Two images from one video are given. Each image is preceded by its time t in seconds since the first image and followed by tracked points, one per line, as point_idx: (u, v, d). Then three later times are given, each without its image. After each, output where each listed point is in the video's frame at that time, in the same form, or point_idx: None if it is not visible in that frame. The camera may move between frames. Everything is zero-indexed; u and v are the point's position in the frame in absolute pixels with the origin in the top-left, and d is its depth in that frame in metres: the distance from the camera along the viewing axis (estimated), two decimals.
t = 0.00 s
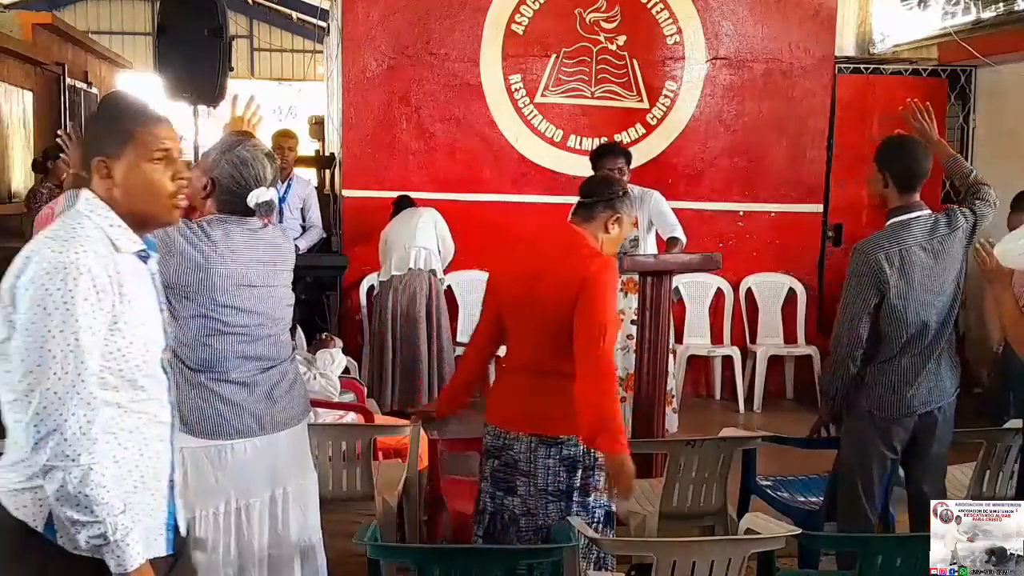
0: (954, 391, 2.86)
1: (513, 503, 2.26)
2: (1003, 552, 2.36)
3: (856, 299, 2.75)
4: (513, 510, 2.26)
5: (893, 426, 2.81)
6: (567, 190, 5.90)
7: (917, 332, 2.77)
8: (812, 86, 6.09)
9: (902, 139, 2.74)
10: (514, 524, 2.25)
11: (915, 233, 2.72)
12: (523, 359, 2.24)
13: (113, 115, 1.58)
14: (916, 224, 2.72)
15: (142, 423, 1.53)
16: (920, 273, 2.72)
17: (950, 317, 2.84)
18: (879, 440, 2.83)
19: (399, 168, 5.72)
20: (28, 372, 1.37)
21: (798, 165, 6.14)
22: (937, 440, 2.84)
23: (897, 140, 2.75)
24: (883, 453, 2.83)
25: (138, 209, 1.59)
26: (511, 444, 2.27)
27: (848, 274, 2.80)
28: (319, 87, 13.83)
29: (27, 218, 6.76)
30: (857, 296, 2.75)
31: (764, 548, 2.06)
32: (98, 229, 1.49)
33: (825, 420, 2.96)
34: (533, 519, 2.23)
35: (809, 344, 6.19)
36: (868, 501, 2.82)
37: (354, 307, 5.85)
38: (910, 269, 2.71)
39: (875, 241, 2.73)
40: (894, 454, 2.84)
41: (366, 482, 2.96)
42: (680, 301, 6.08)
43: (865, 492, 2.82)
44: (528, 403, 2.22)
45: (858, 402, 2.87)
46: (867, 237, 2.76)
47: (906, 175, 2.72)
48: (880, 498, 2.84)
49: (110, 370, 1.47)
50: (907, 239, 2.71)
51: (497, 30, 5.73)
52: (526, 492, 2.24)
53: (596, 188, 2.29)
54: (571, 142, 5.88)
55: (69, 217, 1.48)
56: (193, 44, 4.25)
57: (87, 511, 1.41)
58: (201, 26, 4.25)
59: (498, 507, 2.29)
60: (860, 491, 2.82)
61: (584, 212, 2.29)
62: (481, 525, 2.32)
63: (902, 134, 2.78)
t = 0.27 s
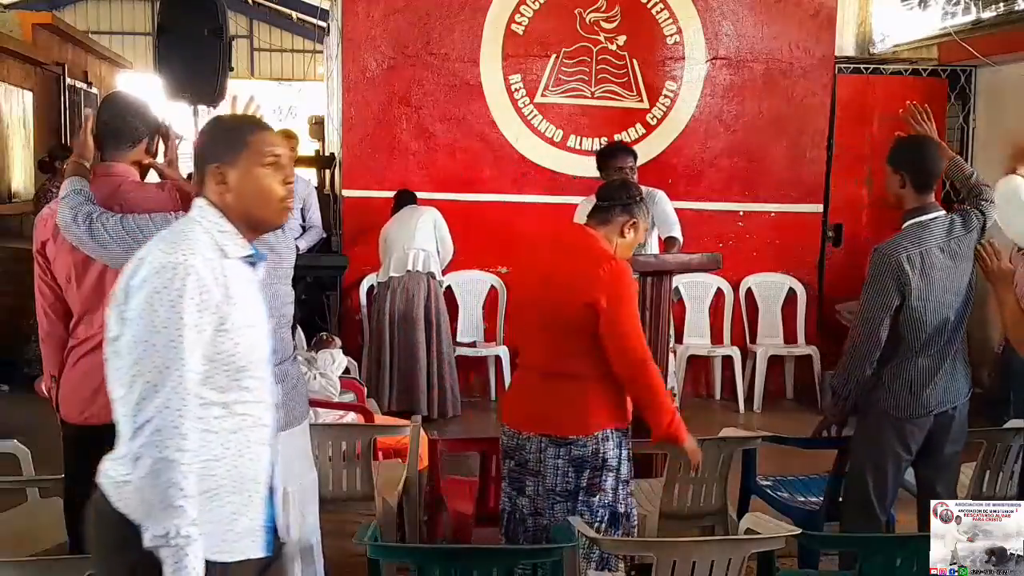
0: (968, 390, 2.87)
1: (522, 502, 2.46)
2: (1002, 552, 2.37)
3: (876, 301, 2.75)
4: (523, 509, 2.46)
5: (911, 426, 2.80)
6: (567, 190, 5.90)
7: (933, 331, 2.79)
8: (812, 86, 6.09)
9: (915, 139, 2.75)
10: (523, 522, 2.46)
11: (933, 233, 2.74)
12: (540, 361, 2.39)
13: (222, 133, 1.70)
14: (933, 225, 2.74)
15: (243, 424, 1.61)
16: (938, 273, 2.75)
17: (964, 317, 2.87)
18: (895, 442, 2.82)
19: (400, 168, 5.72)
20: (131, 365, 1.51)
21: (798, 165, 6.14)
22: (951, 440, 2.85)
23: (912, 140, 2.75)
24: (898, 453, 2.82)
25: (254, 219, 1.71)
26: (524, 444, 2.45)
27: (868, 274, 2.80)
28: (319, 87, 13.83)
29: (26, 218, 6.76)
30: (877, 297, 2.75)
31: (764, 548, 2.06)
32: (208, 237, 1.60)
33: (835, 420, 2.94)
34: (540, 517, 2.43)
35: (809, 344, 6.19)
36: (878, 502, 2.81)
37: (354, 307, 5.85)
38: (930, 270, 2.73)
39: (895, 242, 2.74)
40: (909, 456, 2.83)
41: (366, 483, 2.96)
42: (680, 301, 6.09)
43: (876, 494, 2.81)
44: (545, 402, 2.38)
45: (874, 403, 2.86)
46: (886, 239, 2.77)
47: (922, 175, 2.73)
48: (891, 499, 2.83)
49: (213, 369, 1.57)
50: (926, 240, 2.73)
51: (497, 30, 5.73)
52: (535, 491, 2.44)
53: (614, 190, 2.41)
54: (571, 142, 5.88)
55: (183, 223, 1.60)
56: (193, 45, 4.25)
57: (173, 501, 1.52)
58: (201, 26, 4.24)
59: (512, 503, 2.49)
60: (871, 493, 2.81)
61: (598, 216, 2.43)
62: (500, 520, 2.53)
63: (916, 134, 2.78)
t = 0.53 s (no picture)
0: (969, 390, 2.89)
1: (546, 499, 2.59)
2: (1002, 551, 2.38)
3: (879, 300, 2.74)
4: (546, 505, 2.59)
5: (912, 425, 2.82)
6: (567, 189, 5.90)
7: (936, 331, 2.80)
8: (812, 86, 6.09)
9: (921, 139, 2.76)
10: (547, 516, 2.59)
11: (937, 233, 2.74)
12: (566, 362, 2.49)
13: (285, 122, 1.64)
14: (937, 225, 2.74)
15: (340, 400, 1.52)
16: (943, 274, 2.74)
17: (966, 318, 2.88)
18: (896, 440, 2.83)
19: (400, 168, 5.72)
20: (231, 350, 1.46)
21: (798, 165, 6.14)
22: (951, 441, 2.88)
23: (916, 141, 2.76)
24: (899, 453, 2.83)
25: (333, 195, 1.62)
26: (551, 443, 2.57)
27: (872, 273, 2.79)
28: (319, 87, 13.83)
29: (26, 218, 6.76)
30: (880, 296, 2.74)
31: (764, 548, 2.06)
32: (289, 219, 1.52)
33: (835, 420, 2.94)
34: (564, 514, 2.55)
35: (809, 344, 6.19)
36: (879, 501, 2.82)
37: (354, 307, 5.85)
38: (934, 270, 2.73)
39: (899, 241, 2.73)
40: (911, 455, 2.85)
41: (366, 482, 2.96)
42: (680, 301, 6.09)
43: (878, 494, 2.83)
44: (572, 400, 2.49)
45: (880, 405, 2.85)
46: (890, 238, 2.76)
47: (927, 175, 2.74)
48: (892, 498, 2.84)
49: (311, 351, 1.49)
50: (930, 240, 2.73)
51: (497, 30, 5.73)
52: (558, 489, 2.56)
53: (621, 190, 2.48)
54: (571, 141, 5.88)
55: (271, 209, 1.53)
56: (194, 45, 4.25)
57: (301, 468, 1.46)
58: (202, 26, 4.25)
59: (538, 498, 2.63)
60: (873, 493, 2.82)
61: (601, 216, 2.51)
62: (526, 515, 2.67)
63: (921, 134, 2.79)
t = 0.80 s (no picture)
0: (959, 391, 2.88)
1: (575, 489, 2.59)
2: (1002, 552, 2.38)
3: (869, 299, 2.72)
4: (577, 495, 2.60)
5: (904, 425, 2.81)
6: (566, 189, 5.90)
7: (925, 332, 2.79)
8: (812, 86, 6.09)
9: (912, 139, 2.76)
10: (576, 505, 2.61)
11: (926, 233, 2.74)
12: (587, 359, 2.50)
13: (328, 129, 1.73)
14: (927, 224, 2.74)
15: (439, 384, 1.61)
16: (932, 274, 2.74)
17: (956, 319, 2.87)
18: (885, 440, 2.83)
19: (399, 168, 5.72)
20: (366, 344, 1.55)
21: (798, 165, 6.14)
22: (942, 442, 2.87)
23: (909, 140, 2.76)
24: (891, 453, 2.82)
25: (386, 189, 1.72)
26: (577, 435, 2.56)
27: (862, 273, 2.77)
28: (319, 87, 13.82)
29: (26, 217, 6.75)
30: (870, 295, 2.72)
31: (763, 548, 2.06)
32: (366, 223, 1.63)
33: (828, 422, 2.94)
34: (597, 507, 2.54)
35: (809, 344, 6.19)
36: (872, 502, 2.82)
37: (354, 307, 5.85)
38: (923, 269, 2.72)
39: (887, 241, 2.73)
40: (902, 455, 2.84)
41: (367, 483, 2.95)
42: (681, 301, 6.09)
43: (871, 494, 2.82)
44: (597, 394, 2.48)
45: (870, 406, 2.84)
46: (880, 237, 2.75)
47: (918, 174, 2.73)
48: (885, 499, 2.84)
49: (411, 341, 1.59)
50: (919, 240, 2.72)
51: (497, 30, 5.73)
52: (590, 481, 2.55)
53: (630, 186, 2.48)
54: (571, 141, 5.88)
55: (351, 219, 1.62)
56: (195, 45, 4.25)
57: (430, 448, 1.56)
58: (202, 26, 4.24)
59: (568, 489, 2.62)
60: (865, 494, 2.82)
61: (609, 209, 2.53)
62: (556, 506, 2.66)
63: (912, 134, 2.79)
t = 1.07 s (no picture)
0: (942, 392, 2.88)
1: (610, 488, 2.57)
2: (1003, 552, 2.37)
3: (847, 298, 2.73)
4: (613, 494, 2.58)
5: (884, 423, 2.80)
6: (566, 189, 5.90)
7: (905, 332, 2.79)
8: (812, 86, 6.09)
9: (895, 139, 2.78)
10: (611, 506, 2.58)
11: (905, 232, 2.74)
12: (615, 359, 2.48)
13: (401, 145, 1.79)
14: (907, 223, 2.74)
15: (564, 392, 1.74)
16: (910, 275, 2.74)
17: (939, 319, 2.85)
18: (867, 440, 2.81)
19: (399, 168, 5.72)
20: (513, 365, 1.65)
21: (798, 165, 6.14)
22: (926, 440, 2.85)
23: (891, 141, 2.77)
24: (874, 451, 2.81)
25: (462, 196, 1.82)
26: (608, 436, 2.54)
27: (841, 271, 2.78)
28: (320, 87, 13.82)
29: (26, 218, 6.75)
30: (849, 293, 2.72)
31: (764, 549, 2.06)
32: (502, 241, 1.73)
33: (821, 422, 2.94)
34: (636, 505, 2.54)
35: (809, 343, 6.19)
36: (861, 503, 2.82)
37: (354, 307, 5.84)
38: (901, 268, 2.73)
39: (866, 239, 2.73)
40: (884, 453, 2.83)
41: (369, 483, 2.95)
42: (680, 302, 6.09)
43: (858, 494, 2.82)
44: (623, 394, 2.48)
45: (849, 407, 2.84)
46: (859, 236, 2.76)
47: (898, 175, 2.74)
48: (874, 501, 2.84)
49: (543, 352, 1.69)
50: (897, 239, 2.72)
51: (497, 30, 5.73)
52: (623, 478, 2.54)
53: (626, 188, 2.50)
54: (571, 141, 5.88)
55: (481, 243, 1.68)
56: (195, 46, 4.25)
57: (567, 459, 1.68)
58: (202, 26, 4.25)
59: (595, 489, 2.60)
60: (853, 493, 2.81)
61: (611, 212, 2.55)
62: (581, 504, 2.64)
63: (895, 134, 2.80)
